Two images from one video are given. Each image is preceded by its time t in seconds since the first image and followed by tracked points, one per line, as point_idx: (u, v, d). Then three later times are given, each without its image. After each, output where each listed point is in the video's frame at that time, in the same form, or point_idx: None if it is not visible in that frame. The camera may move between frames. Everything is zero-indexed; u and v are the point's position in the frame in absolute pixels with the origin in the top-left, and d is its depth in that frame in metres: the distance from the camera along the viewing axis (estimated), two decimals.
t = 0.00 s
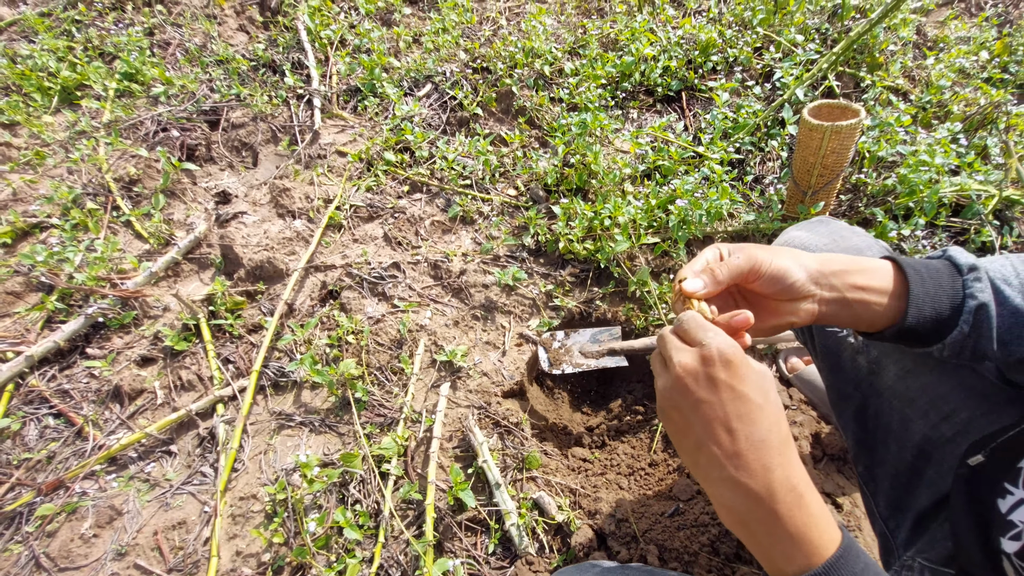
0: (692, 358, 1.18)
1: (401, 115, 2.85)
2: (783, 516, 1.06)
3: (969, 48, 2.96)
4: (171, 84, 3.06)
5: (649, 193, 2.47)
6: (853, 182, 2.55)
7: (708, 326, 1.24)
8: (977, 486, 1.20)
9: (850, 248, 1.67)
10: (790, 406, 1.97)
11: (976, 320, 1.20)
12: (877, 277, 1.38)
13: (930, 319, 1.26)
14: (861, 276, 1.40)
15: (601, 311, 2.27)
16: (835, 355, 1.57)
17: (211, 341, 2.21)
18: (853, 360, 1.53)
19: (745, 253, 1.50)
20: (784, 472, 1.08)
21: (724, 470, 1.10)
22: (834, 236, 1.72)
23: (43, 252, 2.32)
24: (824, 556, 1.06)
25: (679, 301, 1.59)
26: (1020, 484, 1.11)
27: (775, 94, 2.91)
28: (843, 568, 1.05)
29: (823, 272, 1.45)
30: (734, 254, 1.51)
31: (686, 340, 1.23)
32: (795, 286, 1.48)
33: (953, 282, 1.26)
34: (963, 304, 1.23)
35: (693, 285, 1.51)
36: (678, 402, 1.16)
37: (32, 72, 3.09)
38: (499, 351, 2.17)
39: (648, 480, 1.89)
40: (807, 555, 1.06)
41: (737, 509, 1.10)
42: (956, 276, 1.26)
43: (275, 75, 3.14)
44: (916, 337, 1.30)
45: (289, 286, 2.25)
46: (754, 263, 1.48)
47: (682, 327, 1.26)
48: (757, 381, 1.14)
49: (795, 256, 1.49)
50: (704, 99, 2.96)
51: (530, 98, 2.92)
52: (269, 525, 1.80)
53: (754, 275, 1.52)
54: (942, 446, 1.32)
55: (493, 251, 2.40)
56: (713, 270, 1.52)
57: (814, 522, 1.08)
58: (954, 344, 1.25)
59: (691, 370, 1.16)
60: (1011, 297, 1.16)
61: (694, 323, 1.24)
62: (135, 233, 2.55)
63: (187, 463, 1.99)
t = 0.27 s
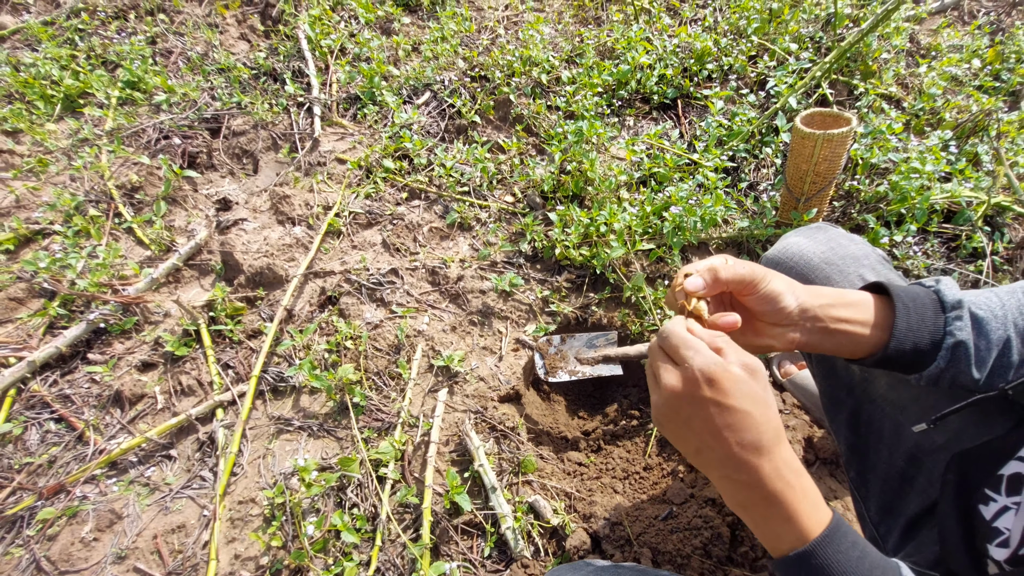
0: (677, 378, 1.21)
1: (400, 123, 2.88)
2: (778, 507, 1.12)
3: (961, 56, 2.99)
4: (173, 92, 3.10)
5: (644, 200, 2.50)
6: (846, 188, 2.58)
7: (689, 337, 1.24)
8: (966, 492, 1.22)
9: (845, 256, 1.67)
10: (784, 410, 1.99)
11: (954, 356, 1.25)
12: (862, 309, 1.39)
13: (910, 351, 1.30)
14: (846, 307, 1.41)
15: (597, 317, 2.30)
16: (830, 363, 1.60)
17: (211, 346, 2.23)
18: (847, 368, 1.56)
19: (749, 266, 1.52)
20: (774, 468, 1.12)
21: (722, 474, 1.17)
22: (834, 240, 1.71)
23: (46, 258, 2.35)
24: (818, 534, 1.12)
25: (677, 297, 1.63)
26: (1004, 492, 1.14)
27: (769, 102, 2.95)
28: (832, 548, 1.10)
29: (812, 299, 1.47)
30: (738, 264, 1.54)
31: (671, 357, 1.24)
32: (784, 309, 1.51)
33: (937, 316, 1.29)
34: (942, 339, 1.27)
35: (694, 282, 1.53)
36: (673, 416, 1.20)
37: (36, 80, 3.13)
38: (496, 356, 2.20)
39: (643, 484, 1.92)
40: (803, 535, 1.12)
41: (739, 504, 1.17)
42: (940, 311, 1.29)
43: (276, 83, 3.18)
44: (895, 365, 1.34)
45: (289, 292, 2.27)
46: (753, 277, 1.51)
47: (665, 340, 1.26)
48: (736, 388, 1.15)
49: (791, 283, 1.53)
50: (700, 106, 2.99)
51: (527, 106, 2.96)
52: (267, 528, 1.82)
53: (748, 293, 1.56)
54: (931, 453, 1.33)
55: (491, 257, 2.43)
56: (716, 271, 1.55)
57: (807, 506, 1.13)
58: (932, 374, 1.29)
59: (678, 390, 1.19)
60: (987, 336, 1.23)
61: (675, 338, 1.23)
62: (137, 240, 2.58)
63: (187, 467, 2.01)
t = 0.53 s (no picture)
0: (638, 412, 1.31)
1: (395, 123, 2.88)
2: (776, 490, 1.18)
3: (957, 55, 2.99)
4: (169, 93, 3.10)
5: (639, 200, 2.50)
6: (841, 188, 2.58)
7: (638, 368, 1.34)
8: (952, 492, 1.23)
9: (837, 255, 1.67)
10: (777, 409, 1.99)
11: (938, 362, 1.27)
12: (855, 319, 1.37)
13: (896, 355, 1.31)
14: (839, 318, 1.38)
15: (592, 316, 2.30)
16: (818, 363, 1.59)
17: (206, 346, 2.23)
18: (836, 368, 1.55)
19: (748, 271, 1.46)
20: (759, 457, 1.18)
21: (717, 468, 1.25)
22: (825, 239, 1.71)
23: (41, 259, 2.35)
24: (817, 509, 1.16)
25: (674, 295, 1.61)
26: (990, 490, 1.15)
27: (764, 102, 2.95)
28: (826, 530, 1.14)
29: (806, 307, 1.42)
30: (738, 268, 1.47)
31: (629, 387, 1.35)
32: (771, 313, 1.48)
33: (924, 322, 1.29)
34: (928, 346, 1.28)
35: (690, 285, 1.51)
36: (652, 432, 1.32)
37: (32, 81, 3.12)
38: (491, 356, 2.21)
39: (637, 484, 1.92)
40: (796, 516, 1.17)
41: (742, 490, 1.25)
42: (928, 318, 1.29)
43: (272, 84, 3.18)
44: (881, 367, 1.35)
45: (283, 292, 2.27)
46: (751, 283, 1.44)
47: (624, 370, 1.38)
48: (693, 405, 1.21)
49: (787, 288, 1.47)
50: (695, 106, 2.99)
51: (523, 106, 2.96)
52: (261, 528, 1.82)
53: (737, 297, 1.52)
54: (918, 452, 1.35)
55: (486, 257, 2.43)
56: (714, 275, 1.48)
57: (802, 485, 1.17)
58: (916, 378, 1.31)
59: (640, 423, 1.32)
60: (972, 345, 1.24)
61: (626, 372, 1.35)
62: (133, 241, 2.58)
63: (181, 468, 2.01)
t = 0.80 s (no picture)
0: (623, 394, 1.24)
1: (392, 126, 2.89)
2: (737, 508, 1.16)
3: (951, 59, 3.00)
4: (167, 96, 3.11)
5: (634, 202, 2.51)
6: (835, 190, 2.59)
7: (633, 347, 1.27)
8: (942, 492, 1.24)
9: (834, 256, 1.66)
10: (771, 411, 2.00)
11: (932, 358, 1.27)
12: (852, 304, 1.39)
13: (890, 347, 1.31)
14: (836, 303, 1.39)
15: (588, 318, 2.31)
16: (814, 362, 1.59)
17: (203, 349, 2.24)
18: (832, 366, 1.55)
19: (729, 267, 1.50)
20: (728, 467, 1.17)
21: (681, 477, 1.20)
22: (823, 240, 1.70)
23: (38, 262, 2.36)
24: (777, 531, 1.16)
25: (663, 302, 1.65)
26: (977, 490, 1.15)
27: (760, 105, 2.97)
28: (786, 550, 1.14)
29: (798, 295, 1.45)
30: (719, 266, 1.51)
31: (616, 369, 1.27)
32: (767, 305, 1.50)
33: (920, 316, 1.30)
34: (923, 340, 1.28)
35: (673, 289, 1.56)
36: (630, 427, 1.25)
37: (30, 84, 3.13)
38: (487, 358, 2.22)
39: (632, 485, 1.92)
40: (758, 535, 1.16)
41: (698, 504, 1.21)
42: (924, 312, 1.30)
43: (270, 87, 3.19)
44: (875, 360, 1.35)
45: (280, 295, 2.28)
46: (734, 278, 1.49)
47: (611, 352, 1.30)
48: (683, 397, 1.19)
49: (776, 277, 1.50)
50: (691, 109, 3.01)
51: (519, 109, 2.97)
52: (257, 530, 1.83)
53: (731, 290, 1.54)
54: (912, 454, 1.36)
55: (482, 260, 2.44)
56: (695, 276, 1.53)
57: (762, 504, 1.17)
58: (910, 373, 1.31)
59: (623, 406, 1.24)
60: (968, 343, 1.25)
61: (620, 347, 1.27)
62: (130, 243, 2.59)
63: (177, 470, 2.02)
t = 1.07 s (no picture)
0: (658, 355, 1.21)
1: (390, 132, 2.91)
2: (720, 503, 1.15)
3: (945, 63, 3.02)
4: (166, 103, 3.13)
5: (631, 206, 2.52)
6: (831, 194, 2.60)
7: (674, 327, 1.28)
8: (934, 492, 1.23)
9: (829, 258, 1.65)
10: (767, 413, 2.01)
11: (927, 357, 1.28)
12: (847, 299, 1.39)
13: (885, 345, 1.31)
14: (832, 299, 1.40)
15: (584, 322, 2.32)
16: (810, 363, 1.60)
17: (200, 353, 2.24)
18: (827, 368, 1.55)
19: (720, 265, 1.53)
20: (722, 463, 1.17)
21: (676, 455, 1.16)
22: (820, 243, 1.70)
23: (36, 267, 2.36)
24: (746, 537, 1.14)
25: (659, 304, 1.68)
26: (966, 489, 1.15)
27: (755, 110, 2.98)
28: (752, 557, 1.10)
29: (792, 291, 1.46)
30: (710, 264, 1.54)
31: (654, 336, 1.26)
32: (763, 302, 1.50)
33: (915, 315, 1.31)
34: (918, 338, 1.29)
35: (666, 290, 1.58)
36: (638, 394, 1.21)
37: (30, 91, 3.15)
38: (484, 361, 2.22)
39: (628, 489, 1.93)
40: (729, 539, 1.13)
41: (676, 491, 1.17)
42: (918, 311, 1.31)
43: (268, 93, 3.20)
44: (869, 359, 1.35)
45: (277, 299, 2.28)
46: (725, 275, 1.51)
47: (649, 326, 1.30)
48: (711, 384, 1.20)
49: (769, 274, 1.51)
50: (688, 114, 3.02)
51: (516, 115, 2.98)
52: (252, 534, 1.82)
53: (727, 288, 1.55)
54: (907, 456, 1.36)
55: (479, 264, 2.45)
56: (687, 276, 1.56)
57: (738, 509, 1.15)
58: (906, 372, 1.31)
59: (656, 364, 1.20)
60: (962, 342, 1.27)
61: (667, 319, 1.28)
62: (128, 248, 2.60)
63: (173, 474, 2.02)
